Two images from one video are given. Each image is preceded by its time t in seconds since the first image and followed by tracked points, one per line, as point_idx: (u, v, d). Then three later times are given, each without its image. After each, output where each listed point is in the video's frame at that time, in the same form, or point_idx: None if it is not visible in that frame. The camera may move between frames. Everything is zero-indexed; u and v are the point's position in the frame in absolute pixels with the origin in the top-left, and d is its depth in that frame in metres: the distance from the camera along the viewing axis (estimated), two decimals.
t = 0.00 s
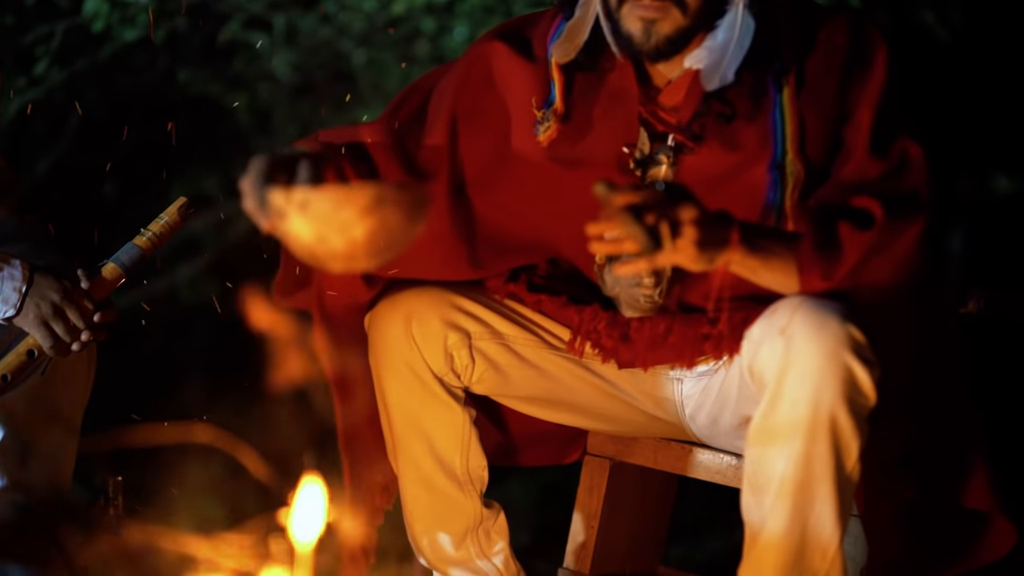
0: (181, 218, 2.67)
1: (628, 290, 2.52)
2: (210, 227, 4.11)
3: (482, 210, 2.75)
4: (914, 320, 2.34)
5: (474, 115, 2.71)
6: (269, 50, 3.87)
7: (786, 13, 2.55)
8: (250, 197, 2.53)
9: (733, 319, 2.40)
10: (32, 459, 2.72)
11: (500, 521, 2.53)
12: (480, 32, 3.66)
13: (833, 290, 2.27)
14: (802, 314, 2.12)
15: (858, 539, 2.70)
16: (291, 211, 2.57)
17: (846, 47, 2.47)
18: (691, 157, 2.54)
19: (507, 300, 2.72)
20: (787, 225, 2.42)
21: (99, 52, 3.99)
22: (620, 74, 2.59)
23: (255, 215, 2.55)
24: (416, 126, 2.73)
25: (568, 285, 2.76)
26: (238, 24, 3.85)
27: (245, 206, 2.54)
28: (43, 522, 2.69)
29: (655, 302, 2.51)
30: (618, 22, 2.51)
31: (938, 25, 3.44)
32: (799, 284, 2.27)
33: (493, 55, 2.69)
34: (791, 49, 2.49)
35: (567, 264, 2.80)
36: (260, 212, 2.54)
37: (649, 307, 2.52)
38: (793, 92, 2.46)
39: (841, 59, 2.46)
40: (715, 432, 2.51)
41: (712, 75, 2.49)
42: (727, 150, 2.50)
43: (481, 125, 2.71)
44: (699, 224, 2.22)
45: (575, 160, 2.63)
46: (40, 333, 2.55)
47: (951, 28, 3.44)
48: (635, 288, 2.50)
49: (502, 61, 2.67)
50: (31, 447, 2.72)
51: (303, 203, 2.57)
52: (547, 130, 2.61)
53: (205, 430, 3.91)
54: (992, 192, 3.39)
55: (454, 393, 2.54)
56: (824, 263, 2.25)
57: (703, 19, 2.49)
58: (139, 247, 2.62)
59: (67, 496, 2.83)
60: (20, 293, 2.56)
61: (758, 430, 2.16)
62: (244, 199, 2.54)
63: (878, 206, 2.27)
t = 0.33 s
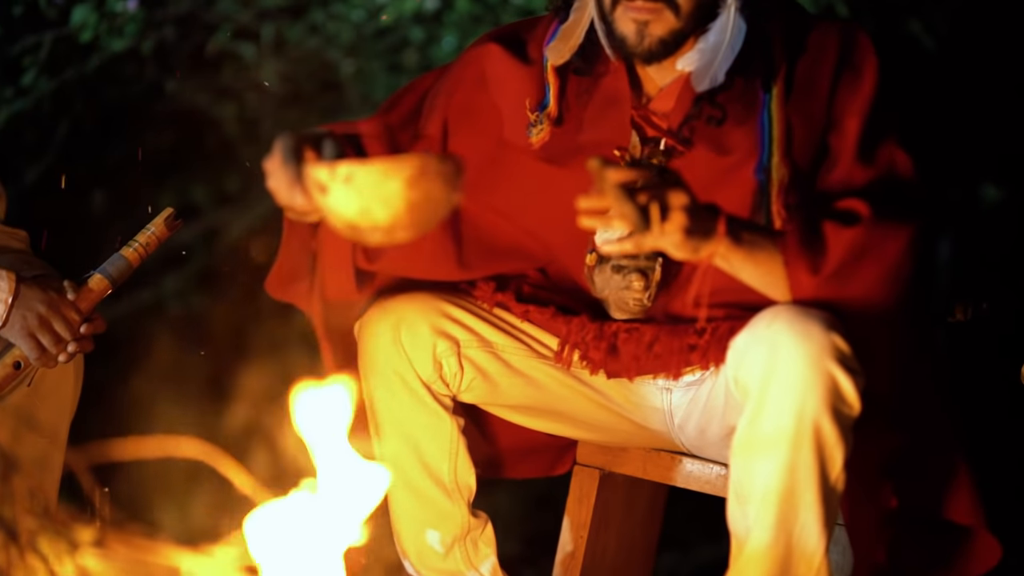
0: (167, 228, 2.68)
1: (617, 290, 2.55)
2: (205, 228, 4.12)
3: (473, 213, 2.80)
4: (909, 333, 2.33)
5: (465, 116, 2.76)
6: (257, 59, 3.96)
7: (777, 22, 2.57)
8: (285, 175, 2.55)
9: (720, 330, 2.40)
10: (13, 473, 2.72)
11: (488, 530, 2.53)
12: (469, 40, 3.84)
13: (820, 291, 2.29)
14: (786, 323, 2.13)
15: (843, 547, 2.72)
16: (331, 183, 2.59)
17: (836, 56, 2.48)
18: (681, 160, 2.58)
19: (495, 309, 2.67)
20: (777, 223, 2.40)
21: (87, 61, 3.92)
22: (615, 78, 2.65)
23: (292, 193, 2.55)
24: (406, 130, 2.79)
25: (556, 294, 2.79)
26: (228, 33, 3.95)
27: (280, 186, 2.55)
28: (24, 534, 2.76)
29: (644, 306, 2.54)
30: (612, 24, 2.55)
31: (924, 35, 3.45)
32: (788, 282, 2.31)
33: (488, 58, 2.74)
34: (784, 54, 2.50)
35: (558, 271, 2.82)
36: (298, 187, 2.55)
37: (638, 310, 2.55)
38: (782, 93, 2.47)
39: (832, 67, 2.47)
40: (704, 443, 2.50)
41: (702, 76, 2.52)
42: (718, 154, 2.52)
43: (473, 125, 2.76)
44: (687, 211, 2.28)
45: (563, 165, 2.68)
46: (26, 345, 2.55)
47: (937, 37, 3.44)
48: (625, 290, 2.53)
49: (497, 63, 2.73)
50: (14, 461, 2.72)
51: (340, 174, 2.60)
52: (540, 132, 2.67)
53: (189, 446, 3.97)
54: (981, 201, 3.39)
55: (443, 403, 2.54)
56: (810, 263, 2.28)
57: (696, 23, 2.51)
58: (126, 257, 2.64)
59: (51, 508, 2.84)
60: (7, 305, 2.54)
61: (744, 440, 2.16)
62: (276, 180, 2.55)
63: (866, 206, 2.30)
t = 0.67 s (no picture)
0: (155, 240, 2.67)
1: (610, 292, 2.56)
2: (195, 237, 4.29)
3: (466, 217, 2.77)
4: (896, 341, 2.35)
5: (460, 117, 2.75)
6: (247, 70, 4.11)
7: (769, 28, 2.59)
8: (320, 163, 2.48)
9: (708, 337, 2.39)
10: None
11: (475, 541, 2.50)
12: (457, 52, 3.86)
13: (811, 287, 2.26)
14: (772, 334, 2.13)
15: (828, 557, 2.74)
16: (370, 167, 2.56)
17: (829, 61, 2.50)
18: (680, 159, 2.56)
19: (484, 318, 2.65)
20: (764, 215, 2.43)
21: (75, 72, 3.93)
22: (609, 83, 2.67)
23: (326, 179, 2.49)
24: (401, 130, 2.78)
25: (546, 302, 2.74)
26: (216, 43, 4.05)
27: (315, 171, 2.48)
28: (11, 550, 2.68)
29: (638, 309, 2.57)
30: (607, 27, 2.57)
31: (913, 44, 3.68)
32: (778, 279, 2.29)
33: (484, 60, 2.75)
34: (775, 59, 2.52)
35: (549, 281, 2.78)
36: (333, 170, 2.48)
37: (631, 313, 2.58)
38: (773, 94, 2.48)
39: (823, 70, 2.49)
40: (692, 453, 2.49)
41: (696, 77, 2.54)
42: (710, 158, 2.53)
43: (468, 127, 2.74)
44: (680, 191, 2.18)
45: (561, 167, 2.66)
46: (13, 356, 2.54)
47: (925, 46, 3.67)
48: (619, 293, 2.55)
49: (494, 66, 2.73)
50: None
51: (376, 157, 2.57)
52: (535, 135, 2.66)
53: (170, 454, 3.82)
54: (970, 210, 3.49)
55: (430, 411, 2.52)
56: (801, 258, 2.25)
57: (690, 24, 2.55)
58: (113, 269, 2.64)
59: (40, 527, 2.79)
60: None
61: (730, 452, 2.15)
62: (308, 167, 2.49)
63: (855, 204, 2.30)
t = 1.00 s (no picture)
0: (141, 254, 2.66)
1: (605, 296, 2.58)
2: (183, 249, 4.24)
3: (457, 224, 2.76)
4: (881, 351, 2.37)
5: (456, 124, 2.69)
6: (234, 83, 4.05)
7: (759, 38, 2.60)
8: (352, 153, 2.37)
9: (694, 346, 2.39)
10: None
11: (461, 555, 2.52)
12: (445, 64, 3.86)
13: (805, 279, 2.29)
14: (758, 349, 2.12)
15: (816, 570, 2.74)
16: (408, 153, 2.38)
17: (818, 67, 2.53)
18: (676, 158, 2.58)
19: (469, 328, 2.63)
20: (754, 208, 2.48)
21: (62, 86, 4.08)
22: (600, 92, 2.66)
23: (360, 169, 2.38)
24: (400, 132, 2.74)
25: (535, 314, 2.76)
26: (205, 57, 4.05)
27: (345, 161, 2.38)
28: None
29: (632, 310, 2.59)
30: (602, 32, 2.56)
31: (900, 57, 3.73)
32: (767, 270, 2.31)
33: (478, 67, 2.72)
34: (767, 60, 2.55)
35: (537, 288, 2.79)
36: (364, 159, 2.37)
37: (626, 314, 2.60)
38: (763, 95, 2.51)
39: (812, 77, 2.52)
40: (678, 466, 2.49)
41: (689, 80, 2.55)
42: (704, 161, 2.54)
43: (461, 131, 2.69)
44: (671, 175, 2.14)
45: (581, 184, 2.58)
46: None
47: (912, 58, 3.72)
48: (614, 296, 2.57)
49: (489, 73, 2.69)
50: None
51: (413, 142, 2.38)
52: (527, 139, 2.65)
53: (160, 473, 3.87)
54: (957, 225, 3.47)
55: (415, 424, 2.51)
56: (791, 251, 2.29)
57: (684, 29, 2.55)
58: (99, 283, 2.61)
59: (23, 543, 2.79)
60: None
61: (716, 467, 2.16)
62: (337, 161, 2.39)
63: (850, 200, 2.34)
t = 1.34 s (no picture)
0: (125, 268, 2.64)
1: (598, 300, 2.54)
2: (173, 261, 4.33)
3: (446, 225, 2.72)
4: (868, 369, 2.37)
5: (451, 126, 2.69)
6: (222, 96, 4.16)
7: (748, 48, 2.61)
8: (374, 140, 2.29)
9: (677, 363, 2.36)
10: None
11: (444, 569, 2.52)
12: (434, 78, 3.97)
13: (792, 272, 2.32)
14: (742, 362, 2.12)
15: None
16: (443, 137, 2.20)
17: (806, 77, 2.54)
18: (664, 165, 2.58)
19: (454, 344, 2.62)
20: (746, 197, 2.47)
21: (50, 98, 4.01)
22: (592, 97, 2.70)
23: (379, 157, 2.29)
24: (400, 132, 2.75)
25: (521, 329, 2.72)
26: (192, 69, 4.15)
27: (365, 150, 2.31)
28: None
29: (625, 314, 2.55)
30: (594, 39, 2.59)
31: (888, 69, 3.68)
32: (757, 259, 2.31)
33: (469, 73, 2.72)
34: (757, 68, 2.55)
35: (523, 302, 2.75)
36: (393, 145, 2.26)
37: (618, 318, 2.56)
38: (753, 100, 2.52)
39: (800, 87, 2.53)
40: (663, 480, 2.49)
41: (681, 83, 2.57)
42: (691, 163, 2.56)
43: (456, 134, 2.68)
44: (666, 163, 2.10)
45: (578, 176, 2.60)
46: None
47: (900, 72, 3.67)
48: (606, 299, 2.53)
49: (478, 79, 2.71)
50: None
51: (449, 126, 2.19)
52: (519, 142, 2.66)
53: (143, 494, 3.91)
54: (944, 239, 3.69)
55: (400, 439, 2.50)
56: (781, 244, 2.30)
57: (675, 34, 2.58)
58: (83, 297, 2.60)
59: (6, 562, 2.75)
60: None
61: (700, 482, 2.16)
62: (359, 150, 2.33)
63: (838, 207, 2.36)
